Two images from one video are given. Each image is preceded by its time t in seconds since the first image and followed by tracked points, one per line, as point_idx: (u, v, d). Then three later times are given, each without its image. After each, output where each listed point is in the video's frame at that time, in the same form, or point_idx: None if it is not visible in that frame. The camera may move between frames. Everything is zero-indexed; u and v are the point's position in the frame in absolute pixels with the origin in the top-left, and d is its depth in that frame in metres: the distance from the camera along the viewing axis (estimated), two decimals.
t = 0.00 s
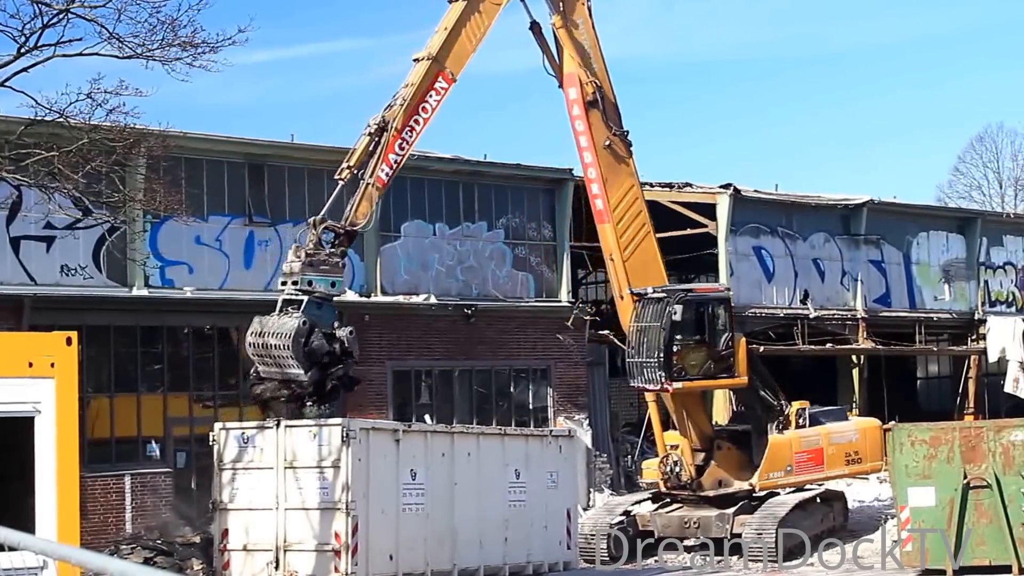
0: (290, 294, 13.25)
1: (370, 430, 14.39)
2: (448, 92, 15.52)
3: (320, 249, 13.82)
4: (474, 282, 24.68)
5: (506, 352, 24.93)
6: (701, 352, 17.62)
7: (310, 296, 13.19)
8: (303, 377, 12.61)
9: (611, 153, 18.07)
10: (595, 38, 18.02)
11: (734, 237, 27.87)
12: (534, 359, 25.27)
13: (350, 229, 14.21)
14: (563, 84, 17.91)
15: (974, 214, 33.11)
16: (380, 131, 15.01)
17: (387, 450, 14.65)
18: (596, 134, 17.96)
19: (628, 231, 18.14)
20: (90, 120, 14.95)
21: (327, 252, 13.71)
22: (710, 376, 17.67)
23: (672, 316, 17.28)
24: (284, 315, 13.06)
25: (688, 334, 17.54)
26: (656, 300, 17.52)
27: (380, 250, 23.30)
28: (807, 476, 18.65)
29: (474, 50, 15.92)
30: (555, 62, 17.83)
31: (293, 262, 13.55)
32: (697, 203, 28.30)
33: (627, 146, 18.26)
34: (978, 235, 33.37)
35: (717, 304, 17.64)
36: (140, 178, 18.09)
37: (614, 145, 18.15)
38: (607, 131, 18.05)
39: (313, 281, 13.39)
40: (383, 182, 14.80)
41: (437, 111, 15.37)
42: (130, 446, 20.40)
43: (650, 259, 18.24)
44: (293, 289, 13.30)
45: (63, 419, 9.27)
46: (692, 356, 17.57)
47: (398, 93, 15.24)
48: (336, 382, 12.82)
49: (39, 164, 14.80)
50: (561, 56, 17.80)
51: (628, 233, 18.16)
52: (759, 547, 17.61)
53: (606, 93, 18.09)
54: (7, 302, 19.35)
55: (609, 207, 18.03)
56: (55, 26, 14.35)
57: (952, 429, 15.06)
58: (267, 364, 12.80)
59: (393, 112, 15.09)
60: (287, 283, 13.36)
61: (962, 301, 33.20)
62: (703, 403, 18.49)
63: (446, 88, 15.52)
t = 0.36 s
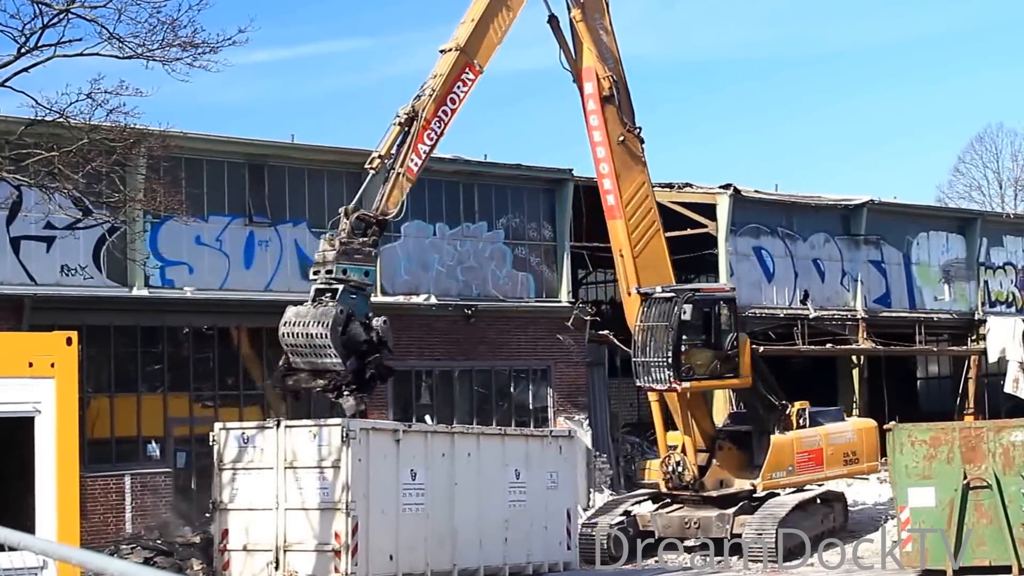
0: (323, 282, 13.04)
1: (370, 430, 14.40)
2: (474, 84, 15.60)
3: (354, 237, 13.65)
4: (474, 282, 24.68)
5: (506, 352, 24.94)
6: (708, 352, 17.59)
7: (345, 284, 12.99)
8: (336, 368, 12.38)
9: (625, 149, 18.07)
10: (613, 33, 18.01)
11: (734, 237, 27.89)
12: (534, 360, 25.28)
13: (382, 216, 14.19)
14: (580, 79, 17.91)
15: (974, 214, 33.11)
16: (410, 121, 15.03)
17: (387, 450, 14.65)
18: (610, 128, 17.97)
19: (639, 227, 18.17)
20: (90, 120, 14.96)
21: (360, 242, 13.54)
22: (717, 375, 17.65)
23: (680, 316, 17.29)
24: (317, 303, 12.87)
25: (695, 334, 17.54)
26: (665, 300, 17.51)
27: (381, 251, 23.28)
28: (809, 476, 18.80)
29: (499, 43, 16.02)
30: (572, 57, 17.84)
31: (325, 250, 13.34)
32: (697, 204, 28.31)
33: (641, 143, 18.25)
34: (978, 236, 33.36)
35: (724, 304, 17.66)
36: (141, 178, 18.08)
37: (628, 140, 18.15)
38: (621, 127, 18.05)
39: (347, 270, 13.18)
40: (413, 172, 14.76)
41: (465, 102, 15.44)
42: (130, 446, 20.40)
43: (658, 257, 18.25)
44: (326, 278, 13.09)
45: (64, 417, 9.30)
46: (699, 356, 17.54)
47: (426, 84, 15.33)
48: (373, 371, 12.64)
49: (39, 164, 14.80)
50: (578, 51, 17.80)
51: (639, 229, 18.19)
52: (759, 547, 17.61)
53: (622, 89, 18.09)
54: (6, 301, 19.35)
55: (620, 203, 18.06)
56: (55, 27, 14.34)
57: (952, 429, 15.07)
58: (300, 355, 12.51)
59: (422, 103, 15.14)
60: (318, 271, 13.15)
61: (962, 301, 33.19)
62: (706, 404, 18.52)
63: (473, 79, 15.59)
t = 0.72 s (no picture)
0: (360, 276, 13.13)
1: (370, 430, 14.40)
2: (501, 78, 15.77)
3: (388, 229, 13.83)
4: (474, 282, 24.68)
5: (507, 352, 24.92)
6: (717, 351, 17.61)
7: (381, 278, 13.11)
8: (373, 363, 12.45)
9: (637, 146, 18.06)
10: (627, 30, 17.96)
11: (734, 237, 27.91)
12: (534, 360, 25.27)
13: (414, 210, 14.46)
14: (595, 76, 17.89)
15: (974, 214, 33.11)
16: (440, 114, 15.28)
17: (387, 451, 14.65)
18: (623, 125, 17.94)
19: (650, 223, 18.16)
20: (90, 120, 14.96)
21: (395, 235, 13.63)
22: (725, 374, 17.67)
23: (692, 315, 17.28)
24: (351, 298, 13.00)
25: (705, 333, 17.53)
26: (676, 299, 17.52)
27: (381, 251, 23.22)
28: (810, 476, 18.91)
29: (523, 32, 16.07)
30: (588, 53, 17.83)
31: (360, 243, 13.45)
32: (697, 204, 28.32)
33: (653, 142, 18.26)
34: (978, 236, 33.35)
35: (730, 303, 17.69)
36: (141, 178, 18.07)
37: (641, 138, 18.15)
38: (634, 124, 18.02)
39: (382, 263, 13.25)
40: (443, 165, 15.08)
41: (492, 96, 15.66)
42: (130, 446, 20.40)
43: (665, 256, 18.24)
44: (360, 272, 13.20)
45: (64, 417, 9.33)
46: (709, 356, 17.56)
47: (455, 78, 15.51)
48: (412, 365, 12.74)
49: (39, 164, 14.80)
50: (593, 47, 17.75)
51: (650, 225, 18.18)
52: (759, 548, 17.60)
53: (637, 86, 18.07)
54: (7, 302, 19.35)
55: (632, 200, 18.06)
56: (55, 27, 14.34)
57: (952, 429, 15.07)
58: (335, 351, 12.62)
59: (451, 96, 15.40)
60: (353, 264, 13.28)
61: (962, 301, 33.18)
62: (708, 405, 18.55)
63: (500, 73, 15.73)
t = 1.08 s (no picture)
0: (388, 279, 13.41)
1: (370, 430, 14.39)
2: (518, 78, 16.08)
3: (414, 231, 14.15)
4: (474, 282, 24.68)
5: (507, 353, 24.90)
6: (722, 350, 17.63)
7: (409, 280, 13.40)
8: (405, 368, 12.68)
9: (643, 146, 18.08)
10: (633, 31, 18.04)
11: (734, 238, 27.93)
12: (534, 360, 25.25)
13: (437, 212, 14.71)
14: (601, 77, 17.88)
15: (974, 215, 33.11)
16: (461, 115, 15.49)
17: (387, 451, 14.65)
18: (630, 125, 17.95)
19: (656, 222, 18.14)
20: (90, 121, 14.94)
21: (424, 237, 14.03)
22: (729, 375, 17.69)
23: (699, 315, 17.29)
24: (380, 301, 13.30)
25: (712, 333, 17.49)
26: (683, 300, 17.53)
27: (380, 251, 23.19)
28: (811, 477, 19.03)
29: (539, 33, 16.35)
30: (595, 53, 17.88)
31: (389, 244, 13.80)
32: (697, 204, 28.33)
33: (658, 143, 18.25)
34: (978, 236, 33.34)
35: (734, 304, 17.72)
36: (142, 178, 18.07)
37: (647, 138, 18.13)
38: (641, 125, 18.03)
39: (410, 265, 13.55)
40: (465, 165, 15.33)
41: (511, 96, 15.94)
42: (130, 446, 20.39)
43: (669, 257, 18.17)
44: (388, 274, 13.47)
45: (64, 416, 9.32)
46: (714, 356, 17.55)
47: (474, 78, 15.80)
48: (442, 368, 13.08)
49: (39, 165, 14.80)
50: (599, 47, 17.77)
51: (656, 224, 18.15)
52: (759, 548, 17.61)
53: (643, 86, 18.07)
54: (7, 302, 19.36)
55: (639, 200, 18.04)
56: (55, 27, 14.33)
57: (952, 430, 15.07)
58: (363, 354, 12.85)
59: (472, 97, 15.64)
60: (379, 266, 13.59)
61: (962, 302, 33.16)
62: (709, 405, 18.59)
63: (517, 73, 16.05)
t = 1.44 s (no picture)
0: (404, 289, 13.85)
1: (370, 430, 14.39)
2: (524, 80, 16.08)
3: (427, 241, 14.36)
4: (474, 282, 24.67)
5: (507, 353, 24.89)
6: (725, 350, 17.62)
7: (427, 291, 13.84)
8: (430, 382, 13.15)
9: (644, 144, 18.05)
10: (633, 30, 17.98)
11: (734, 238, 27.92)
12: (533, 360, 25.24)
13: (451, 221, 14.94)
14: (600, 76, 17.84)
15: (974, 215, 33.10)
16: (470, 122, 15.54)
17: (387, 452, 14.65)
18: (630, 124, 17.92)
19: (657, 221, 18.17)
20: (90, 121, 14.94)
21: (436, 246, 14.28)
22: (731, 374, 17.73)
23: (702, 316, 17.27)
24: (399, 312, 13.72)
25: (716, 333, 17.49)
26: (687, 300, 17.51)
27: (380, 251, 23.19)
28: (810, 476, 19.15)
29: (543, 34, 16.30)
30: (595, 52, 17.84)
31: (404, 254, 14.17)
32: (697, 204, 28.32)
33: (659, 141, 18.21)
34: (978, 236, 33.34)
35: (738, 304, 17.66)
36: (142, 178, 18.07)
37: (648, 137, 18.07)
38: (642, 125, 18.00)
39: (427, 275, 13.98)
40: (475, 172, 15.42)
41: (517, 100, 15.97)
42: (130, 446, 20.39)
43: (669, 256, 18.19)
44: (405, 285, 13.90)
45: (63, 416, 9.32)
46: (718, 356, 17.55)
47: (480, 83, 15.79)
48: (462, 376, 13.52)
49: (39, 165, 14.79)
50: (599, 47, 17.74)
51: (657, 224, 18.18)
52: (759, 548, 17.61)
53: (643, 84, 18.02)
54: (7, 302, 19.36)
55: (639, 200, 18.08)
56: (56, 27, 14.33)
57: (953, 430, 15.06)
58: (383, 365, 13.28)
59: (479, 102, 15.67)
60: (396, 277, 13.96)
61: (963, 302, 33.16)
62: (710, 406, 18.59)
63: (522, 76, 16.04)
